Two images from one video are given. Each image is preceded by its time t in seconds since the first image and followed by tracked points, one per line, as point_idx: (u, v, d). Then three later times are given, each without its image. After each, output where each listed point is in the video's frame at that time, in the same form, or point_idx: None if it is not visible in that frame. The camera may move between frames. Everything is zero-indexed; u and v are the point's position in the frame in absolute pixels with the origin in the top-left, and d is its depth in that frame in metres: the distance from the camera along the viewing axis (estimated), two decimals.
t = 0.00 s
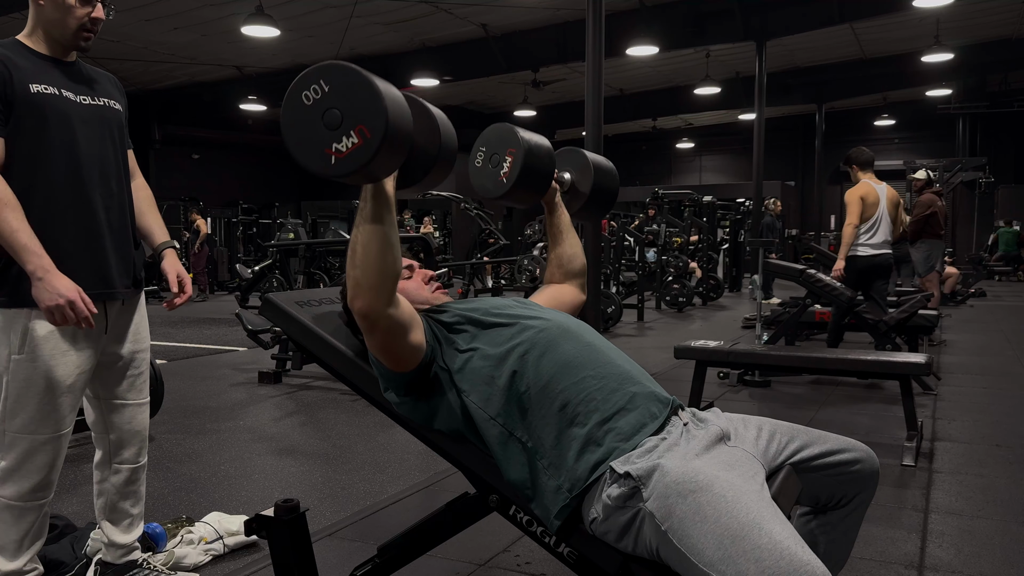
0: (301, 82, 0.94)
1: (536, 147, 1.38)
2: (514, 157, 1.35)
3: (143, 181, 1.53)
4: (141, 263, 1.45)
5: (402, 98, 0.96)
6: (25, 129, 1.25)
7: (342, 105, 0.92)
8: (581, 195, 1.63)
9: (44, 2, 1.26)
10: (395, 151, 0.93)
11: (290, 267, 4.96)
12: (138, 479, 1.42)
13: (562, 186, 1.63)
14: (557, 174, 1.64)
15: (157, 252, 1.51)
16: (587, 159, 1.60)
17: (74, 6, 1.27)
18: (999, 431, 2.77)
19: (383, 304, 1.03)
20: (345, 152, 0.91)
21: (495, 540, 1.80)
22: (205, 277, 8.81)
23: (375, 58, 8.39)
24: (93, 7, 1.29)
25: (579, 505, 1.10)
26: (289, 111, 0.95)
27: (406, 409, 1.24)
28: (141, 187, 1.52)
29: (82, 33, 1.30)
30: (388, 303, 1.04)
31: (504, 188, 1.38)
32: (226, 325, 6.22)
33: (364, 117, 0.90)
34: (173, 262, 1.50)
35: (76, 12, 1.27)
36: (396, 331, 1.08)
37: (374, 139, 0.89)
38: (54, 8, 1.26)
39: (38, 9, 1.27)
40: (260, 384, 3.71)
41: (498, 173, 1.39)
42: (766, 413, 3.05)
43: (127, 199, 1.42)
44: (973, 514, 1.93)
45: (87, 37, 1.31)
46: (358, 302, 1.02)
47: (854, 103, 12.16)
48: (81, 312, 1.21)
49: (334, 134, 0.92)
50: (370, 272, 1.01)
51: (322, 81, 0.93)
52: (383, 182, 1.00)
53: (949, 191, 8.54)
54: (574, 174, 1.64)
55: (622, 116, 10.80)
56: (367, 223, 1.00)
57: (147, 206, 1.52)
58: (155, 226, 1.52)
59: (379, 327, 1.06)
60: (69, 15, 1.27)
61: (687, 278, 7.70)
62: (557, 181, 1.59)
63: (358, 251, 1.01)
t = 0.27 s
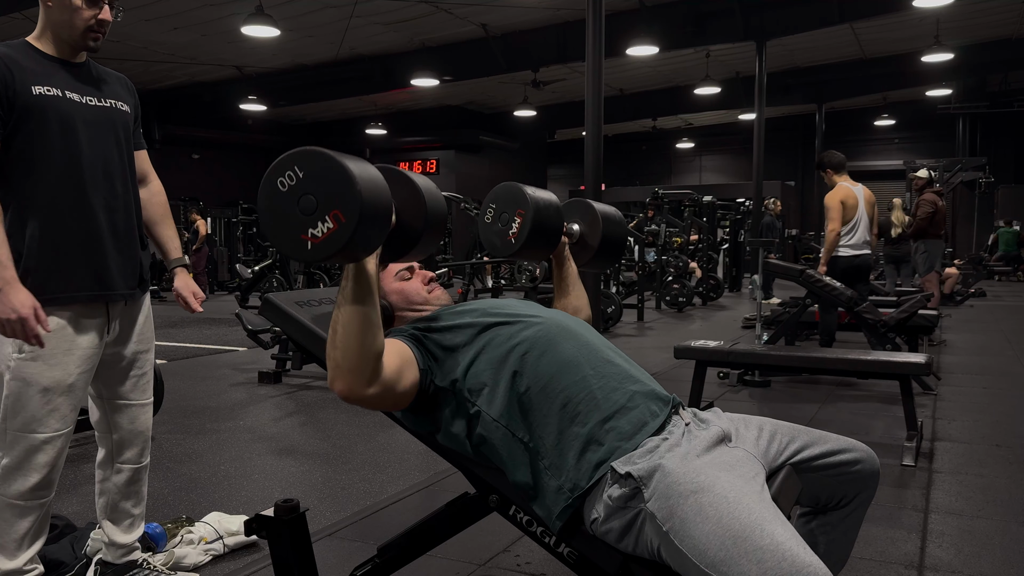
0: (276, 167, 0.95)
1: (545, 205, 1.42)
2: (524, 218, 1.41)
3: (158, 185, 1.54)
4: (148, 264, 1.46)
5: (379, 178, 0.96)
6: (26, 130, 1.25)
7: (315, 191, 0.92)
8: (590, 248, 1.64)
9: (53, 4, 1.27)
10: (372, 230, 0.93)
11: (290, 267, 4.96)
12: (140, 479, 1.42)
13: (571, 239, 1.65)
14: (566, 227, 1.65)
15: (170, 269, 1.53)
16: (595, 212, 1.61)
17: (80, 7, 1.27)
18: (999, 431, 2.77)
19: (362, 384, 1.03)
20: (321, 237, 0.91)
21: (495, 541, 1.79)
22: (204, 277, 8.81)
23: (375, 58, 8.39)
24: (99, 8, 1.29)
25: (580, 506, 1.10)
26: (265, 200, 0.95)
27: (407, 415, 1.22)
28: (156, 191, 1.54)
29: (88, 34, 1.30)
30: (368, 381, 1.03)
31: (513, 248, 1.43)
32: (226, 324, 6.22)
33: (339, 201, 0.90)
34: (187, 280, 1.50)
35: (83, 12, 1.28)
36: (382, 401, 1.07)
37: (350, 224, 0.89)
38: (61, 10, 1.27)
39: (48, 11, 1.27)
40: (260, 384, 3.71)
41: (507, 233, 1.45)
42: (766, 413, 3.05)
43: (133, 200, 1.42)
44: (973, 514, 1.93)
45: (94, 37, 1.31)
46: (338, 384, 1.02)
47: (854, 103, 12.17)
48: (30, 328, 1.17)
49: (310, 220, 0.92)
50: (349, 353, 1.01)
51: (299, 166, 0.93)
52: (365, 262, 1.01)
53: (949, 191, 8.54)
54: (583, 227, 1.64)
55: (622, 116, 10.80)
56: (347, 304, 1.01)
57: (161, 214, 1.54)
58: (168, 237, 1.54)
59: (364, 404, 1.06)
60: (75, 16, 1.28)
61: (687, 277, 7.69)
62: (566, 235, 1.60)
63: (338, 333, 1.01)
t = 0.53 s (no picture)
0: (270, 185, 0.97)
1: (543, 210, 1.44)
2: (523, 223, 1.43)
3: (152, 185, 1.54)
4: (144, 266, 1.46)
5: (373, 193, 0.98)
6: (27, 130, 1.25)
7: (309, 208, 0.94)
8: (591, 253, 1.65)
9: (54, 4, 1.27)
10: (366, 246, 0.95)
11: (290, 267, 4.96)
12: (138, 479, 1.42)
13: (571, 243, 1.66)
14: (567, 232, 1.66)
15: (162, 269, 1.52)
16: (595, 217, 1.62)
17: (80, 7, 1.27)
18: (999, 431, 2.77)
19: (358, 398, 1.03)
20: (316, 253, 0.94)
21: (495, 541, 1.79)
22: (205, 277, 8.81)
23: (375, 58, 8.39)
24: (99, 8, 1.29)
25: (579, 507, 1.10)
26: (261, 216, 0.98)
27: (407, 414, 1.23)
28: (150, 192, 1.54)
29: (89, 35, 1.30)
30: (364, 396, 1.04)
31: (512, 253, 1.45)
32: (226, 324, 6.22)
33: (333, 217, 0.92)
34: (179, 283, 1.51)
35: (83, 14, 1.28)
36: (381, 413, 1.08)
37: (343, 240, 0.91)
38: (62, 10, 1.27)
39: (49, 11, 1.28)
40: (260, 384, 3.70)
41: (506, 238, 1.47)
42: (766, 413, 3.05)
43: (131, 202, 1.42)
44: (973, 514, 1.93)
45: (95, 38, 1.31)
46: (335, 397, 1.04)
47: (854, 103, 12.17)
48: None
49: (304, 236, 0.94)
50: (345, 366, 1.02)
51: (292, 183, 0.96)
52: (359, 279, 1.02)
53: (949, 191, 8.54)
54: (584, 232, 1.65)
55: (622, 116, 10.80)
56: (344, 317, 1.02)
57: (155, 214, 1.54)
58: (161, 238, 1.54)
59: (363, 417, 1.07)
60: (76, 16, 1.27)
61: (687, 277, 7.69)
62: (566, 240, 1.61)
63: (335, 346, 1.03)
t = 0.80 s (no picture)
0: (272, 131, 0.97)
1: (532, 173, 1.42)
2: (511, 186, 1.40)
3: (154, 184, 1.55)
4: (145, 266, 1.46)
5: (377, 140, 0.98)
6: (31, 130, 1.25)
7: (313, 151, 0.94)
8: (581, 217, 1.65)
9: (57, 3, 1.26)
10: (369, 189, 0.95)
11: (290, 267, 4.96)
12: (138, 478, 1.42)
13: (561, 208, 1.65)
14: (556, 196, 1.66)
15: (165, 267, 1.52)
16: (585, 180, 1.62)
17: (84, 7, 1.26)
18: (999, 431, 2.77)
19: (364, 345, 1.05)
20: (320, 196, 0.93)
21: (495, 541, 1.79)
22: (204, 277, 8.81)
23: (375, 58, 8.39)
24: (103, 8, 1.28)
25: (578, 507, 1.10)
26: (263, 163, 0.98)
27: (405, 411, 1.23)
28: (151, 190, 1.54)
29: (92, 34, 1.29)
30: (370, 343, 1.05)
31: (501, 217, 1.42)
32: (226, 325, 6.22)
33: (337, 158, 0.93)
34: (182, 277, 1.50)
35: (85, 13, 1.26)
36: (385, 365, 1.09)
37: (346, 182, 0.91)
38: (65, 9, 1.26)
39: (53, 11, 1.27)
40: (259, 384, 3.70)
41: (495, 201, 1.44)
42: (765, 413, 3.05)
43: (133, 202, 1.42)
44: (973, 514, 1.93)
45: (98, 38, 1.30)
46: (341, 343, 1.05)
47: (854, 103, 12.17)
48: (64, 315, 1.17)
49: (307, 179, 0.94)
50: (351, 312, 1.03)
51: (292, 127, 0.96)
52: (364, 226, 1.03)
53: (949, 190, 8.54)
54: (573, 196, 1.65)
55: (622, 116, 10.80)
56: (350, 264, 1.03)
57: (156, 213, 1.54)
58: (162, 234, 1.54)
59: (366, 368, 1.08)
60: (79, 16, 1.26)
61: (687, 277, 7.70)
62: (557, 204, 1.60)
63: (340, 294, 1.04)
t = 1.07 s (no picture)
0: (279, 95, 0.97)
1: (521, 148, 1.37)
2: (500, 160, 1.35)
3: (157, 185, 1.55)
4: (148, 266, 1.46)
5: (384, 107, 0.98)
6: (36, 130, 1.25)
7: (320, 115, 0.94)
8: (568, 193, 1.63)
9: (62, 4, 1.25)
10: (377, 156, 0.95)
11: (290, 267, 4.96)
12: (139, 478, 1.42)
13: (547, 184, 1.63)
14: (543, 172, 1.63)
15: (167, 268, 1.53)
16: (573, 159, 1.60)
17: (89, 7, 1.26)
18: (999, 431, 2.77)
19: (366, 311, 1.05)
20: (329, 160, 0.94)
21: (495, 541, 1.79)
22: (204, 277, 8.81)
23: (375, 58, 8.39)
24: (108, 8, 1.28)
25: (579, 507, 1.10)
26: (269, 127, 0.98)
27: (404, 408, 1.23)
28: (155, 191, 1.54)
29: (95, 34, 1.29)
30: (371, 310, 1.06)
31: (490, 191, 1.38)
32: (226, 325, 6.22)
33: (346, 125, 0.92)
34: (185, 278, 1.50)
35: (90, 13, 1.26)
36: (387, 334, 1.09)
37: (355, 148, 0.92)
38: (70, 9, 1.26)
39: (58, 10, 1.27)
40: (259, 384, 3.70)
41: (482, 176, 1.40)
42: (765, 413, 3.05)
43: (136, 203, 1.42)
44: (973, 514, 1.93)
45: (102, 37, 1.30)
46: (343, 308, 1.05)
47: (854, 103, 12.17)
48: (57, 316, 1.17)
49: (315, 144, 0.94)
50: (352, 277, 1.03)
51: (301, 92, 0.95)
52: (369, 192, 1.03)
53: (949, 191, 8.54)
54: (560, 173, 1.63)
55: (622, 116, 10.80)
56: (352, 231, 1.03)
57: (159, 214, 1.54)
58: (165, 234, 1.54)
59: (368, 335, 1.08)
60: (84, 16, 1.26)
61: (687, 277, 7.70)
62: (544, 181, 1.58)
63: (342, 259, 1.04)
